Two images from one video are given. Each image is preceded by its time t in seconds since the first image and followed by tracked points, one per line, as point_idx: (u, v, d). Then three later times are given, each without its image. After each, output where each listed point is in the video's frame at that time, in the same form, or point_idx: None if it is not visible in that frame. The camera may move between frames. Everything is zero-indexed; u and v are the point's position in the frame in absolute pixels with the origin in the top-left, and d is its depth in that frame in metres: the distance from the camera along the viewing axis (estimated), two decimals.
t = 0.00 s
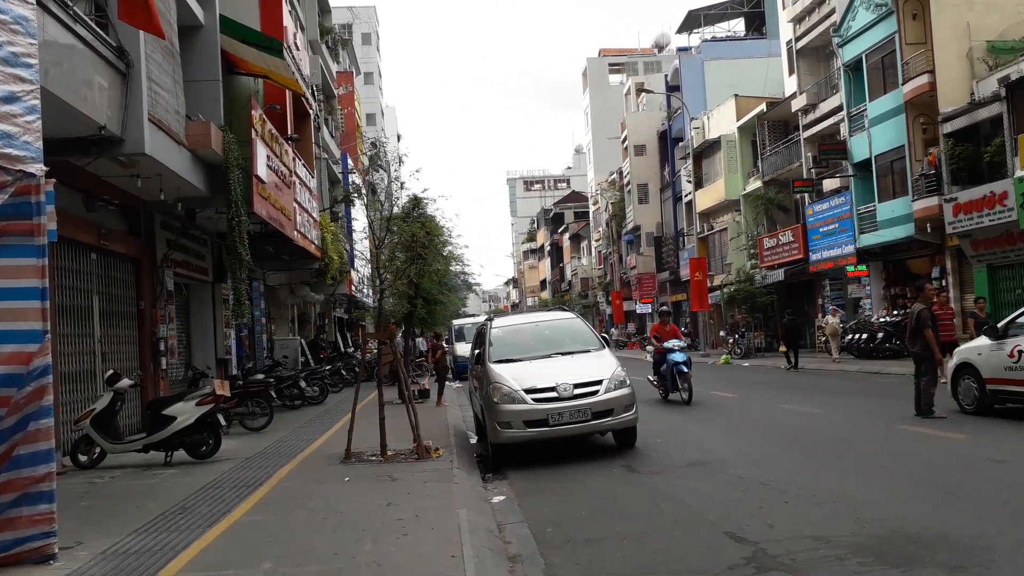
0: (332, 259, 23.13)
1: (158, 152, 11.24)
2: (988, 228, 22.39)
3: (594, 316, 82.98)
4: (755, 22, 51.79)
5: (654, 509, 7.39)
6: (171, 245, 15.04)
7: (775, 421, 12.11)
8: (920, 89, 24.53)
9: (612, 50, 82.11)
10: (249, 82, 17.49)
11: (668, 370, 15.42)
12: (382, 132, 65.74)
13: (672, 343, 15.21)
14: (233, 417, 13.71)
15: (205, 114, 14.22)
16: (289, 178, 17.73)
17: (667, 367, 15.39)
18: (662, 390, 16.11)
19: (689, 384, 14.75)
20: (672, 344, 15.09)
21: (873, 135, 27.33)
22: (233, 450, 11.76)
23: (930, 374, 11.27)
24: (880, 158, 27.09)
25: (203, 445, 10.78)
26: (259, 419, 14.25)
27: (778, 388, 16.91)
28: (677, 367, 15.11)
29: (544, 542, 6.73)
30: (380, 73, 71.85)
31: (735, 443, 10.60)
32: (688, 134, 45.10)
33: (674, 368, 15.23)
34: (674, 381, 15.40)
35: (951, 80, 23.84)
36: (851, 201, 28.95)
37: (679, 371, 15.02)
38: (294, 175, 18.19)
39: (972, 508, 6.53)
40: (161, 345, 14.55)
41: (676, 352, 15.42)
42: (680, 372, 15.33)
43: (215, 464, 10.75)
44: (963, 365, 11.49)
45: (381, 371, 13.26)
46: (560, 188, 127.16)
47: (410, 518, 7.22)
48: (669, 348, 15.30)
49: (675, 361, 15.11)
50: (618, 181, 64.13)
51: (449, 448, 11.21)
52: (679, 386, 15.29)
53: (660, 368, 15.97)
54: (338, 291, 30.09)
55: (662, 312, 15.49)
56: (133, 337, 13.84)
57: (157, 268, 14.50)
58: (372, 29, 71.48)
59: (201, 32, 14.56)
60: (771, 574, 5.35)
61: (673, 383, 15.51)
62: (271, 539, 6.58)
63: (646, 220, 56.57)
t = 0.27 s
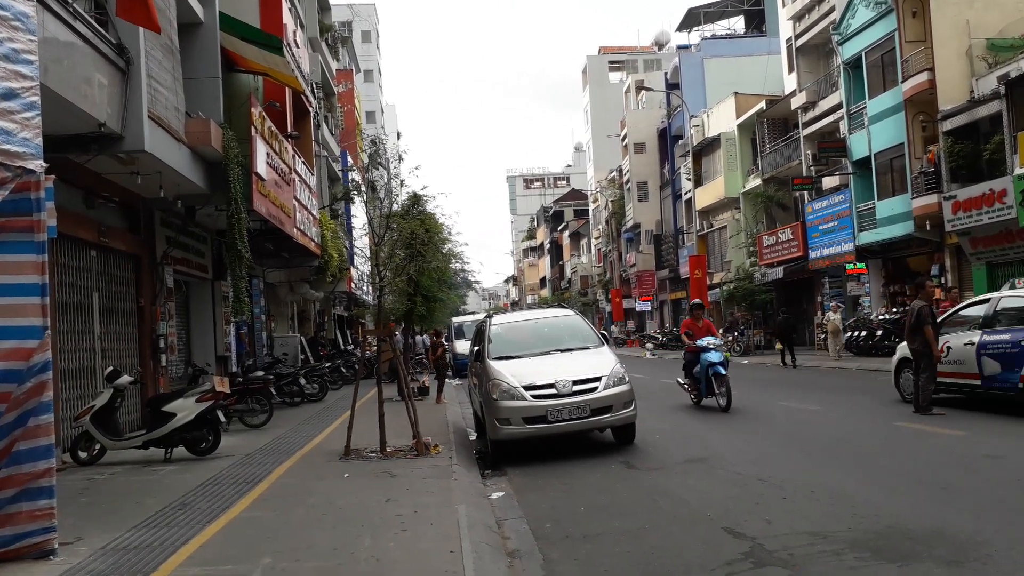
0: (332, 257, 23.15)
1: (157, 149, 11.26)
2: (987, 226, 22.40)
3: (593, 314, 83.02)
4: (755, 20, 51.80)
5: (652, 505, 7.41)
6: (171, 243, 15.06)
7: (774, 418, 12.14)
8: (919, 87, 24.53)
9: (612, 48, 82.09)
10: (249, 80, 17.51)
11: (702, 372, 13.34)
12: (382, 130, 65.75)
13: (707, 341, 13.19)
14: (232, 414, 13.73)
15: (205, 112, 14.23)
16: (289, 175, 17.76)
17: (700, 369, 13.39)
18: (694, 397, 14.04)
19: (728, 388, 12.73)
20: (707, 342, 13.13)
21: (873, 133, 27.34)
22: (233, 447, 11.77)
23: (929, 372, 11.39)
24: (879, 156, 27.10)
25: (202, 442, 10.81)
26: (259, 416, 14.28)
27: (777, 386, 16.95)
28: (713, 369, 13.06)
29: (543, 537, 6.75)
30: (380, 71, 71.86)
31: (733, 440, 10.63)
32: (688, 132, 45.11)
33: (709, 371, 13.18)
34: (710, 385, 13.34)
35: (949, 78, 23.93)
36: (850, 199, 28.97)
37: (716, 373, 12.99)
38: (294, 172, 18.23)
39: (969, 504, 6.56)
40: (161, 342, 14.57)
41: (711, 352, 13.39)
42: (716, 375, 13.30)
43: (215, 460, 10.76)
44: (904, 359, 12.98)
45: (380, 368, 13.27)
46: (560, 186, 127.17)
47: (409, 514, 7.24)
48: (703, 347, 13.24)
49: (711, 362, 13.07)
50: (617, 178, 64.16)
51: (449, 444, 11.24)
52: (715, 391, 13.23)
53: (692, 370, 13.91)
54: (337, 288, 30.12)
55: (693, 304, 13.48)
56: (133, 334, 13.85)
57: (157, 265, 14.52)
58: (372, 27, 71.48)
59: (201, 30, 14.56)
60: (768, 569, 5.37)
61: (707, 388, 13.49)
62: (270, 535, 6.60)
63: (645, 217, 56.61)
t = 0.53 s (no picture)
0: (333, 257, 23.16)
1: (159, 149, 11.29)
2: (988, 225, 22.41)
3: (594, 314, 83.01)
4: (755, 20, 51.80)
5: (652, 504, 7.43)
6: (172, 242, 15.09)
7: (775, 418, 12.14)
8: (920, 87, 24.54)
9: (613, 48, 82.07)
10: (250, 80, 17.52)
11: (749, 378, 11.67)
12: (382, 129, 65.77)
13: (755, 342, 11.51)
14: (234, 413, 13.76)
15: (206, 111, 14.25)
16: (290, 175, 17.80)
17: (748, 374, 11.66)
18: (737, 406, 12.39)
19: (783, 396, 11.10)
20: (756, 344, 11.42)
21: (873, 132, 27.35)
22: (234, 446, 11.79)
23: (931, 371, 11.38)
24: (880, 156, 27.10)
25: (203, 441, 10.83)
26: (260, 415, 14.29)
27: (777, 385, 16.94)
28: (763, 374, 11.40)
29: (543, 536, 6.77)
30: (381, 70, 71.90)
31: (733, 439, 10.65)
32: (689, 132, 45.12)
33: (759, 377, 11.48)
34: (758, 392, 11.69)
35: (950, 78, 23.93)
36: (851, 199, 28.97)
37: (767, 379, 11.33)
38: (295, 172, 18.26)
39: (968, 503, 6.58)
40: (162, 342, 14.59)
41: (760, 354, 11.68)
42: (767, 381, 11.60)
43: (216, 460, 10.78)
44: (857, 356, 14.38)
45: (381, 367, 13.28)
46: (561, 186, 127.20)
47: (410, 513, 7.26)
48: (751, 348, 11.59)
49: (761, 366, 11.41)
50: (618, 178, 64.19)
51: (450, 444, 11.25)
52: (766, 399, 11.59)
53: (736, 376, 12.21)
54: (338, 288, 30.15)
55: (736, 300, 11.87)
56: (134, 334, 13.87)
57: (159, 265, 14.54)
58: (373, 26, 71.51)
59: (202, 30, 14.58)
60: (767, 567, 5.39)
61: (756, 396, 11.75)
62: (272, 534, 6.63)
63: (646, 217, 56.63)
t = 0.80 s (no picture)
0: (335, 256, 23.15)
1: (161, 148, 11.30)
2: (990, 223, 22.39)
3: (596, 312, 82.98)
4: (757, 18, 51.74)
5: (654, 502, 7.44)
6: (174, 241, 15.10)
7: (777, 416, 12.13)
8: (922, 85, 24.51)
9: (615, 46, 81.97)
10: (251, 79, 17.53)
11: (821, 385, 9.61)
12: (384, 128, 65.81)
13: (827, 341, 9.53)
14: (236, 412, 13.77)
15: (208, 110, 14.26)
16: (292, 173, 17.82)
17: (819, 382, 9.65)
18: (803, 420, 10.31)
19: (864, 405, 9.09)
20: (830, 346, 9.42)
21: (875, 131, 27.32)
22: (237, 444, 11.81)
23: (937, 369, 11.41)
24: (882, 154, 27.07)
25: (206, 439, 10.85)
26: (262, 414, 14.31)
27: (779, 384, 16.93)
28: (839, 380, 9.38)
29: (545, 534, 6.77)
30: (383, 69, 71.90)
31: (735, 437, 10.65)
32: (691, 130, 45.11)
33: (832, 386, 9.45)
34: (832, 402, 9.61)
35: (952, 76, 23.90)
36: (853, 197, 28.94)
37: (844, 388, 9.30)
38: (297, 171, 18.29)
39: (972, 501, 6.57)
40: (165, 341, 14.61)
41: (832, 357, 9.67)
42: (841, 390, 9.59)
43: (219, 458, 10.80)
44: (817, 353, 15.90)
45: (383, 366, 13.27)
46: (563, 184, 127.16)
47: (412, 511, 7.26)
48: (823, 349, 9.55)
49: (835, 371, 9.39)
50: (620, 176, 64.19)
51: (452, 442, 11.25)
52: (843, 412, 9.54)
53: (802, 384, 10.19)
54: (340, 287, 30.16)
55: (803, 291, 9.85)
56: (137, 333, 13.88)
57: (161, 263, 14.56)
58: (375, 25, 71.49)
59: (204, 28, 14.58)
60: (769, 565, 5.39)
61: (830, 409, 9.71)
62: (274, 532, 6.64)
63: (648, 215, 56.62)
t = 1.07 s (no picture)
0: (333, 254, 23.13)
1: (159, 146, 11.28)
2: (987, 222, 22.42)
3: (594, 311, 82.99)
4: (755, 16, 51.74)
5: (653, 500, 7.44)
6: (172, 240, 15.08)
7: (775, 414, 12.15)
8: (919, 84, 24.54)
9: (612, 44, 81.93)
10: (249, 77, 17.51)
11: (933, 397, 7.33)
12: (382, 127, 65.84)
13: (942, 340, 7.26)
14: (234, 410, 13.77)
15: (206, 109, 14.25)
16: (290, 172, 17.83)
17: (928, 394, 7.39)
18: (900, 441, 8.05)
19: (999, 425, 6.74)
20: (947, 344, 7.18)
21: (873, 129, 27.33)
22: (235, 443, 11.80)
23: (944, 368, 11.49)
24: (880, 152, 27.08)
25: (204, 438, 10.84)
26: (261, 413, 14.32)
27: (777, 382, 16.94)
28: (958, 393, 7.10)
29: (544, 533, 6.77)
30: (380, 68, 71.84)
31: (733, 436, 10.66)
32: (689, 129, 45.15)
33: (948, 399, 7.18)
34: (947, 420, 7.31)
35: (950, 75, 23.95)
36: (851, 195, 28.97)
37: (966, 402, 7.00)
38: (295, 169, 18.29)
39: (970, 499, 6.58)
40: (163, 339, 14.60)
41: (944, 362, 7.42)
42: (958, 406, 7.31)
43: (217, 457, 10.79)
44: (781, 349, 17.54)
45: (382, 364, 13.27)
46: (561, 183, 127.13)
47: (411, 510, 7.26)
48: (936, 351, 7.30)
49: (953, 380, 7.13)
50: (618, 175, 64.25)
51: (450, 441, 11.25)
52: (961, 433, 7.27)
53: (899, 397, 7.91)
54: (338, 285, 30.14)
55: (902, 279, 7.76)
56: (135, 332, 13.86)
57: (159, 262, 14.54)
58: (373, 23, 71.42)
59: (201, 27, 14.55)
60: (768, 564, 5.40)
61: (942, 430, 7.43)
62: (273, 531, 6.63)
63: (646, 214, 56.64)
